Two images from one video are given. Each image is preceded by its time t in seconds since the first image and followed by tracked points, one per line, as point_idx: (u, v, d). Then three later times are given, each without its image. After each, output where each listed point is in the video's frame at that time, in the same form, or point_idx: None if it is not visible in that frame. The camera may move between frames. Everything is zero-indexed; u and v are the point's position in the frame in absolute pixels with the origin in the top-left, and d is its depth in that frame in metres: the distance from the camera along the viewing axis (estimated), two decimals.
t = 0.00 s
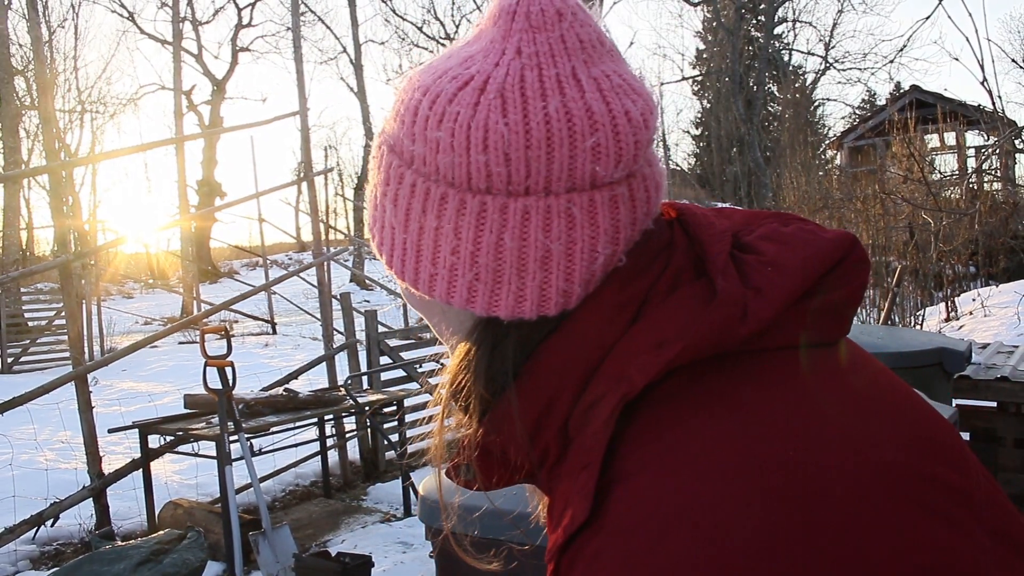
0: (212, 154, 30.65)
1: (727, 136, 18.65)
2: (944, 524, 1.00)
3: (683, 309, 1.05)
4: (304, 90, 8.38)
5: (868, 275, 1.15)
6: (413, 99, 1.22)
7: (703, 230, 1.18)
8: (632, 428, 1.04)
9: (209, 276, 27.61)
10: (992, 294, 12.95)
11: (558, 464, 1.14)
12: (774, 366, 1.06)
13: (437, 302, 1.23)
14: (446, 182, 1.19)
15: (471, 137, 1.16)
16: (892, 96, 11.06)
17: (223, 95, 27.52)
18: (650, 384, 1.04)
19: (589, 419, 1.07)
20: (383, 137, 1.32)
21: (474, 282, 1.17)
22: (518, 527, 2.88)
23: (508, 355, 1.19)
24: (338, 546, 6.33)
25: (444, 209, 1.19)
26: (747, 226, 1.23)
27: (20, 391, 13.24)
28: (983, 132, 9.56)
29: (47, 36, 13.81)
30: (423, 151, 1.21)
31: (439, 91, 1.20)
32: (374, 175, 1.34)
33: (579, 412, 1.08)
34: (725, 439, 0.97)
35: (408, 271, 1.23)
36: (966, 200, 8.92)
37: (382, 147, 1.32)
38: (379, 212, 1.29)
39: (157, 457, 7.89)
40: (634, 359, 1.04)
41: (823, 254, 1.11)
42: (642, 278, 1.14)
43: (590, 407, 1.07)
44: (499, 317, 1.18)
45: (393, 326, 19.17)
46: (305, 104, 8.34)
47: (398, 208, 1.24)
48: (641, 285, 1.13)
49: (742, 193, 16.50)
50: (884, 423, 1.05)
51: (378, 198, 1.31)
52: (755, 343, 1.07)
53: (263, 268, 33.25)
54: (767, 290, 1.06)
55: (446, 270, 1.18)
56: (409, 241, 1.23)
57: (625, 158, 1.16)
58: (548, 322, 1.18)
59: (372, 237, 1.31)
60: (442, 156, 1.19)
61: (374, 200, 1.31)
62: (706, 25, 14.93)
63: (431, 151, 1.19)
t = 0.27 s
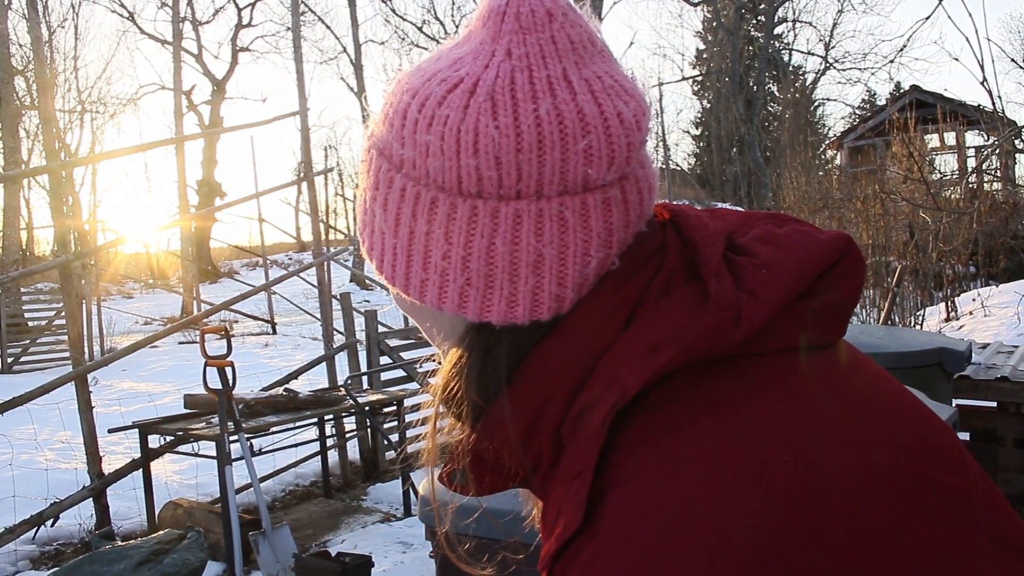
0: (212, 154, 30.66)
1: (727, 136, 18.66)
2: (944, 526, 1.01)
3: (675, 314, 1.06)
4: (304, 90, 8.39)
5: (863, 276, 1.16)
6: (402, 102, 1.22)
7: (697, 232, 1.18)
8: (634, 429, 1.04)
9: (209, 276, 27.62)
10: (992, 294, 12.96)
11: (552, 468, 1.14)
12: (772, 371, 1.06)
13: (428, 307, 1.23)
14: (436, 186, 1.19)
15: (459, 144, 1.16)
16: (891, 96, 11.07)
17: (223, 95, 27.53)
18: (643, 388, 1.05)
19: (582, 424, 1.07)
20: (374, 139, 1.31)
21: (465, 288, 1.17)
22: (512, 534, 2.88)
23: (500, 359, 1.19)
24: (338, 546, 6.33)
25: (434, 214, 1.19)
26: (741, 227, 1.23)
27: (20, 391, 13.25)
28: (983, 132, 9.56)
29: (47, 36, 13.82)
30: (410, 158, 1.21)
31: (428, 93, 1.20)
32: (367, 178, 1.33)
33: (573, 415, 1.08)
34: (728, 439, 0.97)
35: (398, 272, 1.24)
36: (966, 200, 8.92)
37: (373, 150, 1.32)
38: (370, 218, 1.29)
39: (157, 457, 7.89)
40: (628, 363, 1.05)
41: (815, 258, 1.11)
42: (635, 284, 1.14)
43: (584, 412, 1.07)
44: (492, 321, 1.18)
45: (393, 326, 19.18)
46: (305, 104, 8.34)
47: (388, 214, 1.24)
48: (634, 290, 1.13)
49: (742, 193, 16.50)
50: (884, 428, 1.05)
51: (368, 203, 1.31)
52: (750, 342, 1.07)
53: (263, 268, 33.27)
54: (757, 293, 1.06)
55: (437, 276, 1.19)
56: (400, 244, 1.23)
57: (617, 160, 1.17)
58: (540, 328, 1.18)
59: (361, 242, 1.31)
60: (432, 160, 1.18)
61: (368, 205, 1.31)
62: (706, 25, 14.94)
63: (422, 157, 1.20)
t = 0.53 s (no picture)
0: (213, 154, 30.65)
1: (727, 136, 18.66)
2: (944, 524, 1.01)
3: (673, 314, 1.05)
4: (304, 90, 8.39)
5: (862, 274, 1.16)
6: (399, 99, 1.22)
7: (695, 229, 1.18)
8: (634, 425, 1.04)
9: (209, 276, 27.63)
10: (992, 294, 12.96)
11: (551, 469, 1.14)
12: (771, 371, 1.06)
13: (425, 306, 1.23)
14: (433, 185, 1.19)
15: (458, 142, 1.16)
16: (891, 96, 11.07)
17: (223, 95, 27.53)
18: (643, 389, 1.05)
19: (583, 424, 1.07)
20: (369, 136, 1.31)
21: (463, 286, 1.17)
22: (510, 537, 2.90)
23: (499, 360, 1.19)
24: (338, 546, 6.33)
25: (431, 211, 1.19)
26: (739, 224, 1.23)
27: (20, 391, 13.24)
28: (983, 132, 9.55)
29: (47, 36, 13.81)
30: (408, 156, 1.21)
31: (426, 89, 1.20)
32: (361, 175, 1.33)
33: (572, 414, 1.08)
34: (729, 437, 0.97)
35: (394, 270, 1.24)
36: (966, 200, 8.92)
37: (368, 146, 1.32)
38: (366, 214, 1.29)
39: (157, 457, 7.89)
40: (628, 363, 1.04)
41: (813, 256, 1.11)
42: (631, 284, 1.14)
43: (584, 412, 1.07)
44: (490, 321, 1.18)
45: (393, 326, 19.19)
46: (305, 104, 8.34)
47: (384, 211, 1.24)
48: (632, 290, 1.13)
49: (742, 193, 16.50)
50: (886, 427, 1.05)
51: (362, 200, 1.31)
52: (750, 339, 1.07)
53: (263, 268, 33.27)
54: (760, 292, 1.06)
55: (433, 275, 1.19)
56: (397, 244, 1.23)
57: (617, 157, 1.17)
58: (539, 327, 1.19)
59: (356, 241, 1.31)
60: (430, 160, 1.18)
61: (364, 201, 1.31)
62: (706, 25, 14.94)
63: (419, 155, 1.20)
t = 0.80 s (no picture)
0: (213, 154, 30.66)
1: (726, 136, 18.68)
2: (961, 501, 1.04)
3: (698, 305, 1.05)
4: (304, 90, 8.39)
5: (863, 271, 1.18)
6: (422, 79, 1.18)
7: (711, 223, 1.17)
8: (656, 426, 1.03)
9: (209, 276, 27.65)
10: (992, 294, 12.96)
11: (571, 468, 1.10)
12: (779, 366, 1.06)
13: (443, 299, 1.17)
14: (458, 173, 1.14)
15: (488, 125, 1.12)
16: (891, 96, 11.08)
17: (223, 95, 27.53)
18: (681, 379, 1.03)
19: (613, 416, 1.04)
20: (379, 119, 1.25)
21: (490, 275, 1.12)
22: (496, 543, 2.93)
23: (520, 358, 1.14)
24: (338, 546, 6.33)
25: (452, 203, 1.14)
26: (748, 217, 1.22)
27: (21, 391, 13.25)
28: (983, 132, 9.55)
29: (48, 36, 13.82)
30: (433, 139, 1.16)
31: (451, 70, 1.16)
32: (368, 163, 1.27)
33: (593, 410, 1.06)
34: (747, 438, 0.98)
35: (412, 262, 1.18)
36: (966, 200, 8.91)
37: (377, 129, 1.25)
38: (375, 205, 1.23)
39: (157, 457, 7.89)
40: (662, 354, 1.03)
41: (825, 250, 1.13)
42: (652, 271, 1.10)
43: (614, 403, 1.04)
44: (516, 314, 1.13)
45: (392, 326, 19.20)
46: (305, 104, 8.35)
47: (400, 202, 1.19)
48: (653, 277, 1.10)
49: (742, 193, 16.51)
50: (902, 424, 1.06)
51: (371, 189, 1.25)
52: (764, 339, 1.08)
53: (263, 268, 33.30)
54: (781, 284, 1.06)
55: (459, 263, 1.13)
56: (415, 234, 1.17)
57: (644, 146, 1.16)
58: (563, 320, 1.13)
59: (362, 237, 1.25)
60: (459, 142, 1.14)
61: (372, 190, 1.24)
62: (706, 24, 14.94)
63: (442, 144, 1.15)
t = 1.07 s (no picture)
0: (213, 154, 30.66)
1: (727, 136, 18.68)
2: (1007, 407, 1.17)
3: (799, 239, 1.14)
4: (304, 90, 8.40)
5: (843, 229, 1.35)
6: None
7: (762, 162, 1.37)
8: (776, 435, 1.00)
9: (209, 276, 27.69)
10: (991, 294, 12.97)
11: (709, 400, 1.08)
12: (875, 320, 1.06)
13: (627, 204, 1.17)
14: (607, 66, 1.18)
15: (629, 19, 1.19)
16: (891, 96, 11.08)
17: (223, 95, 27.53)
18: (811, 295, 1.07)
19: (766, 332, 1.05)
20: (486, 41, 1.24)
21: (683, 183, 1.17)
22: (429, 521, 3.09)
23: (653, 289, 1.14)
24: (338, 546, 6.32)
25: (608, 110, 1.18)
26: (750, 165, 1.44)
27: (20, 391, 13.25)
28: (983, 132, 9.55)
29: (47, 36, 13.82)
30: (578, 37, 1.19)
31: None
32: (477, 88, 1.24)
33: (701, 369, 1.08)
34: (892, 444, 0.95)
35: (560, 172, 1.17)
36: (966, 200, 8.91)
37: (485, 53, 1.24)
38: (505, 122, 1.20)
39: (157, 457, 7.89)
40: (796, 273, 1.08)
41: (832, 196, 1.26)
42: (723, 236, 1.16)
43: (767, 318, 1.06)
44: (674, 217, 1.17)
45: (392, 327, 19.21)
46: (305, 105, 8.34)
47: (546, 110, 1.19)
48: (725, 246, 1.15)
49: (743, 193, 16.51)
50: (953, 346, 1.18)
51: (490, 113, 1.22)
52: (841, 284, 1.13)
53: (264, 268, 33.36)
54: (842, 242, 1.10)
55: (656, 169, 1.16)
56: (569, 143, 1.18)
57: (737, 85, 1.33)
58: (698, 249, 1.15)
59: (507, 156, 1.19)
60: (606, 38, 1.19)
61: (494, 116, 1.21)
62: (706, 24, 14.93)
63: (576, 51, 1.19)
